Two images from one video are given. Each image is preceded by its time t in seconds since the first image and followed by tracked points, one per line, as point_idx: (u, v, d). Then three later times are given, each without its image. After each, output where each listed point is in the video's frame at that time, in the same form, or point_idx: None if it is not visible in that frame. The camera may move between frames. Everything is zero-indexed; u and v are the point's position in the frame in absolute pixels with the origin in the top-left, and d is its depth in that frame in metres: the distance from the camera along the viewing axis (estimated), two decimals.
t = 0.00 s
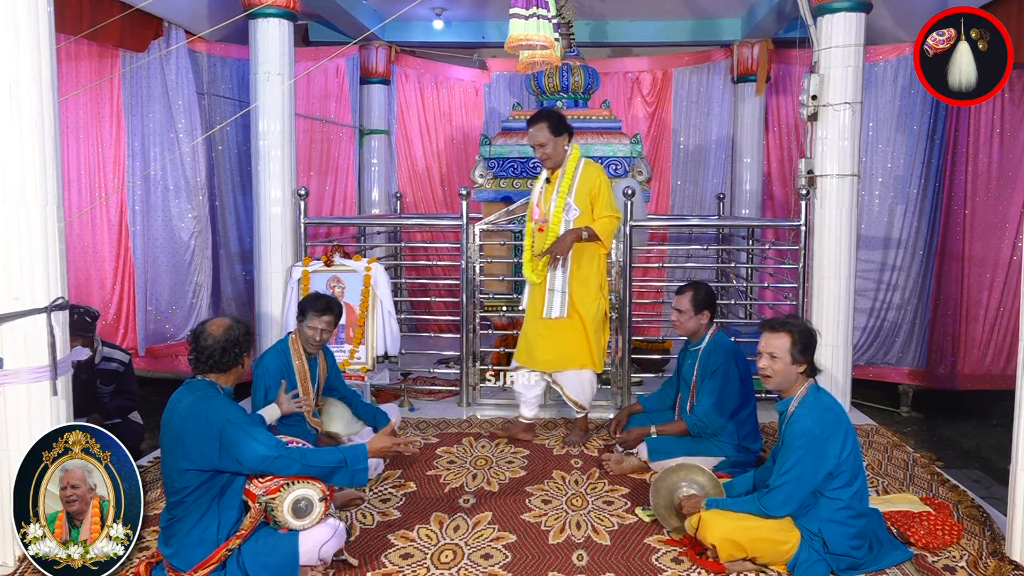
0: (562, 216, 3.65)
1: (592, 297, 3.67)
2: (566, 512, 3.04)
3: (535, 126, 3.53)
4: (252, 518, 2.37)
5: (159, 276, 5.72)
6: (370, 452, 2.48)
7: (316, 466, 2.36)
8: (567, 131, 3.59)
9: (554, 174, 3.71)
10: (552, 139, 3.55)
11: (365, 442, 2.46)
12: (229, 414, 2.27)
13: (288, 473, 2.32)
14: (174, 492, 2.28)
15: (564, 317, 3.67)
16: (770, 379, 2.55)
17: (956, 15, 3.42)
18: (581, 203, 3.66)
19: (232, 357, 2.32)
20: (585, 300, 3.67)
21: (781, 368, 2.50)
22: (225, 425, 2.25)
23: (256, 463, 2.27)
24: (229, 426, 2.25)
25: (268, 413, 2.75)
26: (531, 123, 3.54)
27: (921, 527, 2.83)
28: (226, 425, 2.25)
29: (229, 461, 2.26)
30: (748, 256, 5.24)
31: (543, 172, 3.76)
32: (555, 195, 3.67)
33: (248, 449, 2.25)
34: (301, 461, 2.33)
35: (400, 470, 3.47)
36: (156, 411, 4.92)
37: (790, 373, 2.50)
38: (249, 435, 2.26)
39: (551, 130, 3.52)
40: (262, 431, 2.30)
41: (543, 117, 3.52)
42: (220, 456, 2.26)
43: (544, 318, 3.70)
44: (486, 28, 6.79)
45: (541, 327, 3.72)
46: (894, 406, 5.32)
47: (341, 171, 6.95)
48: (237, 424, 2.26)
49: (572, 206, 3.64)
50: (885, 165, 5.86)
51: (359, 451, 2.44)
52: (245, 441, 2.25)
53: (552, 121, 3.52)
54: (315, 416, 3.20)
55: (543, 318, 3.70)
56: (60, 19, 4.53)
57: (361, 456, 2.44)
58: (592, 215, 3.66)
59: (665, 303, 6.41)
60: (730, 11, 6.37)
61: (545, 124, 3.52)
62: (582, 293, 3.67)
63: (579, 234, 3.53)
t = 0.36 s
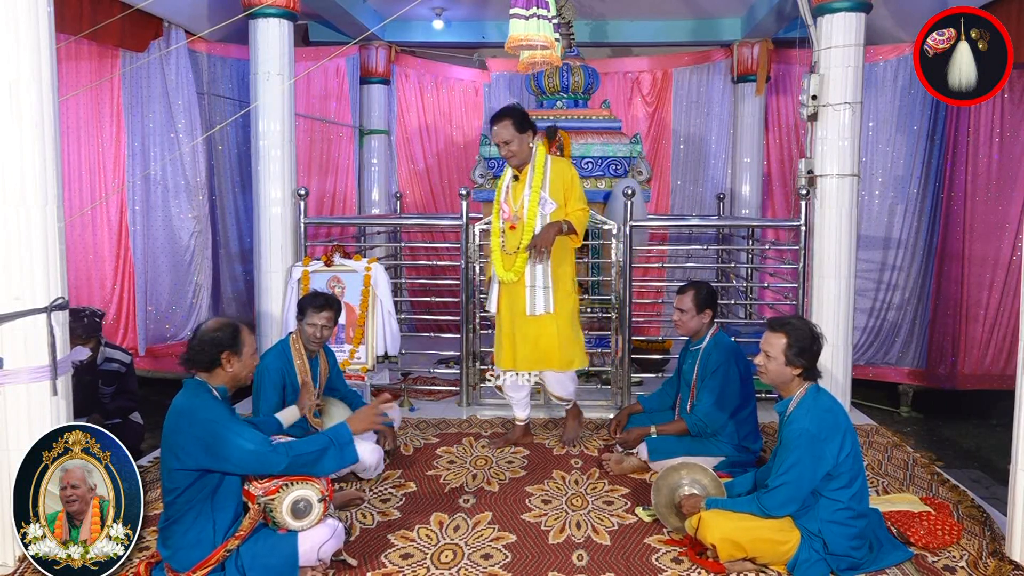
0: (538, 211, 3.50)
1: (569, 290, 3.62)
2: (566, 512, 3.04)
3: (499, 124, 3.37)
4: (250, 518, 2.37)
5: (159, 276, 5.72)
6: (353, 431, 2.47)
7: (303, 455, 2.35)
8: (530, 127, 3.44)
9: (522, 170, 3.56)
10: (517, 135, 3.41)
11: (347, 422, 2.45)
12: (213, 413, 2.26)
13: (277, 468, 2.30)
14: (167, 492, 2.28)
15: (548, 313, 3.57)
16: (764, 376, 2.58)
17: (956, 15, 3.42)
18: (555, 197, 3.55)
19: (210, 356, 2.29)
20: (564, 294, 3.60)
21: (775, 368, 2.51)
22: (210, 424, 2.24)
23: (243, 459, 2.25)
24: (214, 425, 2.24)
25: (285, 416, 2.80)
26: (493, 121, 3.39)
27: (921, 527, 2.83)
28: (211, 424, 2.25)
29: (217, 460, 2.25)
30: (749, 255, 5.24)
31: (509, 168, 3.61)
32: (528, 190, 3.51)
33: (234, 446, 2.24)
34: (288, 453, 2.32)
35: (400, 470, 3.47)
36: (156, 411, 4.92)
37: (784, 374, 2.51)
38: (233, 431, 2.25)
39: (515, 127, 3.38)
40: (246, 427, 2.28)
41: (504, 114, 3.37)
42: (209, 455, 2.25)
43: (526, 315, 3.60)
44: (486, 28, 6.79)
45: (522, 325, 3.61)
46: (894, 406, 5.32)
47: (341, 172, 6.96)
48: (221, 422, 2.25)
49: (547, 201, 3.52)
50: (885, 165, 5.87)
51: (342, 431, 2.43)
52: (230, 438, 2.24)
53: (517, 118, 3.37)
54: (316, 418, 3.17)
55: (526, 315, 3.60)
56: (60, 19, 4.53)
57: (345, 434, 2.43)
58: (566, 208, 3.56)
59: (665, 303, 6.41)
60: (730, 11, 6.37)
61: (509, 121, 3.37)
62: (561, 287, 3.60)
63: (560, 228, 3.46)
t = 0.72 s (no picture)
0: (523, 212, 3.39)
1: (553, 294, 3.49)
2: (566, 512, 3.04)
3: (485, 122, 3.23)
4: (246, 519, 2.35)
5: (159, 277, 5.72)
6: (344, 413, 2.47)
7: (293, 437, 2.31)
8: (515, 127, 3.33)
9: (507, 170, 3.45)
10: (502, 135, 3.27)
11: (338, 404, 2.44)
12: (196, 408, 2.26)
13: (268, 453, 2.27)
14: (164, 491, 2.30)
15: (534, 317, 3.42)
16: (767, 374, 2.57)
17: (956, 15, 3.42)
18: (541, 199, 3.44)
19: (194, 357, 2.30)
20: (547, 299, 3.45)
21: (779, 366, 2.51)
22: (192, 419, 2.24)
23: (229, 448, 2.24)
24: (197, 419, 2.24)
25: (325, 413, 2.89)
26: (479, 119, 3.25)
27: (921, 527, 2.83)
28: (193, 419, 2.25)
29: (205, 454, 2.24)
30: (749, 255, 5.24)
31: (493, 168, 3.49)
32: (513, 190, 3.42)
33: (217, 437, 2.24)
34: (277, 435, 2.29)
35: (400, 470, 3.47)
36: (156, 411, 4.92)
37: (788, 372, 2.51)
38: (215, 421, 2.25)
39: (502, 126, 3.25)
40: (229, 417, 2.28)
41: (490, 112, 3.23)
42: (197, 450, 2.24)
43: (509, 320, 3.42)
44: (486, 28, 6.79)
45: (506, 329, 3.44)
46: (895, 406, 5.32)
47: (342, 171, 6.96)
48: (203, 415, 2.25)
49: (533, 201, 3.41)
50: (885, 165, 5.87)
51: (333, 411, 2.42)
52: (212, 430, 2.24)
53: (503, 117, 3.24)
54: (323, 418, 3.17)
55: (509, 319, 3.42)
56: (60, 19, 4.53)
57: (336, 412, 2.42)
58: (551, 211, 3.45)
59: (665, 302, 6.41)
60: (731, 11, 6.37)
61: (494, 119, 3.23)
62: (544, 292, 3.45)
63: (547, 231, 3.34)
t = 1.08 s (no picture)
0: (516, 215, 3.28)
1: (544, 301, 3.35)
2: (566, 512, 3.04)
3: (484, 118, 3.16)
4: (247, 519, 2.34)
5: (160, 277, 5.72)
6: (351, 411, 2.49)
7: (296, 433, 2.34)
8: (516, 125, 3.24)
9: (505, 168, 3.34)
10: (501, 133, 3.20)
11: (345, 399, 2.47)
12: (198, 407, 2.27)
13: (271, 448, 2.29)
14: (164, 487, 2.31)
15: (519, 325, 3.29)
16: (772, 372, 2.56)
17: (956, 15, 3.42)
18: (536, 202, 3.32)
19: (195, 357, 2.29)
20: (536, 305, 3.33)
21: (784, 363, 2.51)
22: (194, 417, 2.25)
23: (230, 444, 2.25)
24: (198, 418, 2.25)
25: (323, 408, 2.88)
26: (479, 115, 3.18)
27: (921, 526, 2.82)
28: (195, 417, 2.25)
29: (205, 450, 2.24)
30: (749, 255, 5.24)
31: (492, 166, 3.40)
32: (508, 190, 3.30)
33: (217, 433, 2.24)
34: (280, 431, 2.31)
35: (401, 470, 3.47)
36: (157, 411, 4.92)
37: (792, 370, 2.51)
38: (217, 418, 2.26)
39: (502, 122, 3.17)
40: (231, 414, 2.29)
41: (491, 109, 3.15)
42: (198, 447, 2.24)
43: (495, 327, 3.31)
44: (486, 28, 6.79)
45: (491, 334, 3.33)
46: (895, 406, 5.32)
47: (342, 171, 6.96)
48: (205, 413, 2.26)
49: (526, 204, 3.28)
50: (885, 165, 5.88)
51: (338, 409, 2.45)
52: (213, 427, 2.24)
53: (504, 114, 3.16)
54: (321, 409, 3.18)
55: (494, 326, 3.31)
56: (60, 19, 4.53)
57: (342, 408, 2.45)
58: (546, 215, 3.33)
59: (665, 302, 6.42)
60: (731, 11, 6.36)
61: (494, 116, 3.16)
62: (534, 297, 3.32)
63: (541, 236, 3.21)
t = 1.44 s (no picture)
0: (515, 216, 3.24)
1: (544, 304, 3.33)
2: (566, 512, 3.04)
3: (478, 114, 3.11)
4: (249, 518, 2.36)
5: (160, 277, 5.72)
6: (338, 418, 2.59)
7: (311, 438, 2.40)
8: (512, 121, 3.19)
9: (501, 167, 3.31)
10: (496, 130, 3.15)
11: (334, 409, 2.57)
12: (215, 412, 2.27)
13: (292, 455, 2.34)
14: (168, 490, 2.29)
15: (519, 329, 3.25)
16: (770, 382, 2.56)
17: (956, 15, 3.42)
18: (534, 201, 3.28)
19: (217, 360, 2.27)
20: (535, 307, 3.30)
21: (784, 360, 2.51)
22: (214, 423, 2.25)
23: (255, 451, 2.28)
24: (221, 423, 2.25)
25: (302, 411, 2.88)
26: (472, 111, 3.13)
27: (920, 527, 2.82)
28: (215, 422, 2.25)
29: (226, 456, 2.26)
30: (749, 254, 5.24)
31: (487, 165, 3.36)
32: (505, 190, 3.26)
33: (241, 440, 2.26)
34: (299, 437, 2.36)
35: (400, 470, 3.47)
36: (157, 411, 4.92)
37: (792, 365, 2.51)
38: (239, 425, 2.27)
39: (496, 119, 3.13)
40: (250, 420, 2.31)
41: (486, 105, 3.10)
42: (219, 453, 2.26)
43: (494, 331, 3.25)
44: (486, 28, 6.79)
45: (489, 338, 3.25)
46: (895, 406, 5.32)
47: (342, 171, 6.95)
48: (225, 418, 2.26)
49: (524, 204, 3.25)
50: (885, 165, 5.88)
51: (329, 414, 2.55)
52: (236, 433, 2.26)
53: (498, 109, 3.12)
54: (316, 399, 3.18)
55: (493, 330, 3.25)
56: (59, 19, 4.53)
57: (333, 415, 2.56)
58: (543, 215, 3.29)
59: (665, 302, 6.42)
60: (730, 11, 6.36)
61: (489, 112, 3.11)
62: (533, 301, 3.29)
63: (538, 235, 3.14)
